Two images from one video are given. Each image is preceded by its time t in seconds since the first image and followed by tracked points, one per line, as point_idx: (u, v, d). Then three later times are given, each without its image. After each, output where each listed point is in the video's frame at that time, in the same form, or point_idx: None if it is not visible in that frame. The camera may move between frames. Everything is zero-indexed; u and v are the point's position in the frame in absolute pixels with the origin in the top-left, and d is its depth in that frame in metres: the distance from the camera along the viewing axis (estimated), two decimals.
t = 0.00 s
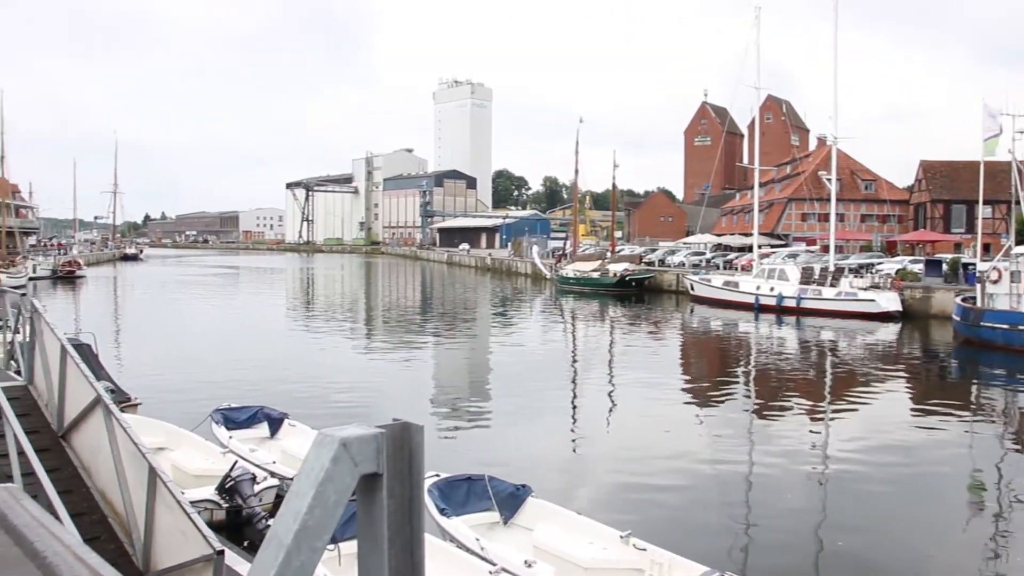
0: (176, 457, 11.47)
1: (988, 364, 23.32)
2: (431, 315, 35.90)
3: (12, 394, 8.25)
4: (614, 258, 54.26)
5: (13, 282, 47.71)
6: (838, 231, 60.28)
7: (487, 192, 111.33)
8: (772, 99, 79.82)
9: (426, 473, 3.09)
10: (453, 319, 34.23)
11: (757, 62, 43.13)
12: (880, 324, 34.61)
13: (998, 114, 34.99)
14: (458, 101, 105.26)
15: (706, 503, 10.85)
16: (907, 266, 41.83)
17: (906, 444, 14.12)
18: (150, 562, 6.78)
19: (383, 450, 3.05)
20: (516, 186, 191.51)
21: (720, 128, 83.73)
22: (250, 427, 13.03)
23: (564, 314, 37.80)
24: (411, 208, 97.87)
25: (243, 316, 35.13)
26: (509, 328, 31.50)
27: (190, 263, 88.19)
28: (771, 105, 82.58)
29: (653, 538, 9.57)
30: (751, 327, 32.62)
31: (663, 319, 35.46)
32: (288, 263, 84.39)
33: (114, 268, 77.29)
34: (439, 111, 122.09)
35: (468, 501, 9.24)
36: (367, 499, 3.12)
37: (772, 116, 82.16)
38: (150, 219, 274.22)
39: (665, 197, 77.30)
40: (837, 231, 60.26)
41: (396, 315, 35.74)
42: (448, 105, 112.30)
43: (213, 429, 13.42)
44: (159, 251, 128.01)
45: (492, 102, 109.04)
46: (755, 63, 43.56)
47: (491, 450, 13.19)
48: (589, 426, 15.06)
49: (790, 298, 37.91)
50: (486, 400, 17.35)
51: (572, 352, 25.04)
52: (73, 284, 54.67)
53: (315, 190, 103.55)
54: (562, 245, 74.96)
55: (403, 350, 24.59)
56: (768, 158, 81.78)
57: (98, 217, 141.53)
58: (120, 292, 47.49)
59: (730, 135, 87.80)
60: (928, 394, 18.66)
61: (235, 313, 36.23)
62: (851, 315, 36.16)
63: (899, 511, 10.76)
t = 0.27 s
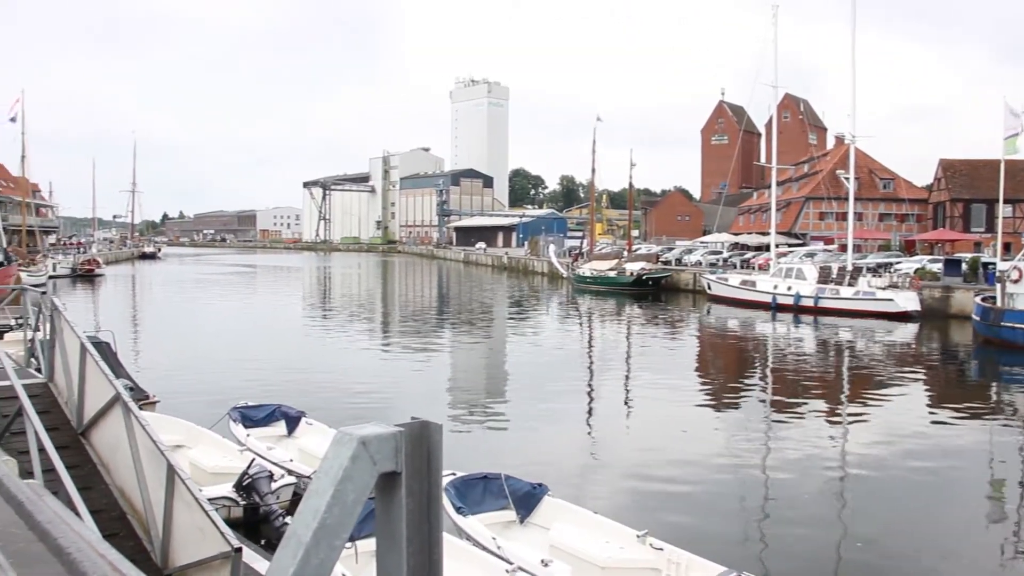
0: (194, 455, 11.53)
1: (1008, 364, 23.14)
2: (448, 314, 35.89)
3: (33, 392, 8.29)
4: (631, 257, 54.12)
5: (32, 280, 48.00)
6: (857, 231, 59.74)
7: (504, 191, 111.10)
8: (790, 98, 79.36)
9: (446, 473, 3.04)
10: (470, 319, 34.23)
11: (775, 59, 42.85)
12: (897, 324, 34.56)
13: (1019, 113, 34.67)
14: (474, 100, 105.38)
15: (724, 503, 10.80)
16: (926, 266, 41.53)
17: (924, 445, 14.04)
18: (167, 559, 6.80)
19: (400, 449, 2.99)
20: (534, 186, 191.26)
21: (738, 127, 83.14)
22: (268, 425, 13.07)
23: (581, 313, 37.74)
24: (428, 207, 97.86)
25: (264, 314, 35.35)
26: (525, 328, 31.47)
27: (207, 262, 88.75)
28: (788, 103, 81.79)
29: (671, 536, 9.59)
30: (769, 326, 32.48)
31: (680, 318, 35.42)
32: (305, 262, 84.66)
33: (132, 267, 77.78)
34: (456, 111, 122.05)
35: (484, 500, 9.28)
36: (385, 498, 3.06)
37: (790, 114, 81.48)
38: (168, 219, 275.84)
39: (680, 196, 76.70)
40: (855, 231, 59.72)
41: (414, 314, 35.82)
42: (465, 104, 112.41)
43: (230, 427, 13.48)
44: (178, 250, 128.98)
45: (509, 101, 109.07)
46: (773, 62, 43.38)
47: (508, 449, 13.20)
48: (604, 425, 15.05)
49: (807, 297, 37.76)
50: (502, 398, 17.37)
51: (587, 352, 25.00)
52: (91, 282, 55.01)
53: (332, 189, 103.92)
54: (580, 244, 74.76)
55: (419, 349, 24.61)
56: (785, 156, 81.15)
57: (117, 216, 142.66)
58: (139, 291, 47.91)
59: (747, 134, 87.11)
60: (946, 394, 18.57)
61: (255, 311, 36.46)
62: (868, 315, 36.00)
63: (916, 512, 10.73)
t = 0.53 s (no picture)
0: (212, 452, 11.59)
1: None
2: (465, 312, 35.96)
3: (53, 389, 8.35)
4: (648, 256, 54.04)
5: (54, 279, 48.40)
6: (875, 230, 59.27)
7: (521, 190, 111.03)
8: (807, 97, 78.80)
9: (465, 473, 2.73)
10: (487, 317, 34.27)
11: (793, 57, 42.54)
12: (915, 323, 34.39)
13: None
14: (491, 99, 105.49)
15: (742, 504, 10.81)
16: (946, 265, 41.26)
17: (945, 445, 13.98)
18: (186, 555, 6.86)
19: (420, 446, 2.69)
20: (552, 184, 191.19)
21: (755, 125, 82.71)
22: (286, 423, 13.13)
23: (598, 312, 37.75)
24: (444, 206, 97.97)
25: (283, 312, 35.59)
26: (542, 326, 31.47)
27: (225, 261, 89.52)
28: (806, 101, 81.17)
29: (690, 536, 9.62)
30: (787, 325, 32.41)
31: (698, 317, 35.40)
32: (323, 261, 85.06)
33: (150, 265, 78.31)
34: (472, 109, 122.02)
35: (502, 499, 9.32)
36: (403, 498, 2.74)
37: (808, 113, 80.92)
38: (187, 217, 277.84)
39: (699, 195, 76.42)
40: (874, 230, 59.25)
41: (430, 312, 35.93)
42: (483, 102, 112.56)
43: (249, 425, 13.54)
44: (197, 250, 130.15)
45: (526, 100, 109.07)
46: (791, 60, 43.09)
47: (525, 449, 13.19)
48: (621, 424, 15.07)
49: (825, 297, 37.68)
50: (519, 397, 17.40)
51: (605, 351, 24.98)
52: (111, 281, 55.46)
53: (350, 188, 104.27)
54: (597, 243, 74.70)
55: (437, 347, 24.66)
56: (803, 155, 80.66)
57: (136, 215, 144.10)
58: (158, 289, 48.37)
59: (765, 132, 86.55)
60: (967, 395, 18.48)
61: (274, 309, 36.71)
62: (886, 314, 35.82)
63: (935, 512, 10.74)
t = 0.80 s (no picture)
0: (231, 450, 11.67)
1: None
2: (481, 311, 36.05)
3: (74, 387, 8.45)
4: (666, 254, 53.97)
5: (75, 277, 48.90)
6: (895, 229, 58.77)
7: (538, 188, 111.00)
8: (825, 95, 78.25)
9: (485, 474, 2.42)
10: (504, 315, 34.32)
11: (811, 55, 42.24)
12: (934, 322, 34.19)
13: None
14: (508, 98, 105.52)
15: (761, 503, 10.83)
16: (965, 263, 40.94)
17: (964, 446, 13.89)
18: (205, 553, 6.87)
19: (440, 442, 2.33)
20: (569, 183, 190.93)
21: (773, 123, 82.18)
22: (304, 420, 13.23)
23: (615, 310, 37.78)
24: (461, 204, 98.17)
25: (302, 310, 35.87)
26: (559, 324, 31.47)
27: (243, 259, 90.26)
28: (825, 99, 80.46)
29: (706, 535, 9.68)
30: (805, 324, 32.34)
31: (716, 316, 35.39)
32: (341, 259, 85.58)
33: (170, 264, 79.07)
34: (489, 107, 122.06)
35: (519, 497, 9.39)
36: (421, 499, 2.39)
37: (826, 111, 80.25)
38: (206, 215, 279.26)
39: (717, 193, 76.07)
40: (893, 229, 58.75)
41: (446, 311, 36.04)
42: (500, 101, 112.60)
43: (267, 422, 13.62)
44: (216, 249, 131.25)
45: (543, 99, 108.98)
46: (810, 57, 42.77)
47: (541, 448, 13.18)
48: (638, 423, 15.08)
49: (844, 296, 37.56)
50: (536, 396, 17.44)
51: (622, 349, 24.97)
52: (132, 279, 56.04)
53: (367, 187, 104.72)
54: (614, 241, 74.67)
55: (454, 346, 24.71)
56: (821, 153, 80.04)
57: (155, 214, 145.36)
58: (177, 287, 48.87)
59: (782, 130, 85.92)
60: (988, 395, 18.33)
61: (293, 307, 36.98)
62: (906, 313, 35.64)
63: (952, 512, 10.72)
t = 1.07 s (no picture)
0: (249, 447, 11.71)
1: None
2: (499, 309, 36.06)
3: (95, 384, 8.53)
4: (684, 253, 53.82)
5: (95, 275, 49.22)
6: (914, 227, 58.39)
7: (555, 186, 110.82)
8: (844, 92, 77.31)
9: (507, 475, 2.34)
10: (522, 314, 34.33)
11: (830, 52, 41.96)
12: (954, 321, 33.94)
13: None
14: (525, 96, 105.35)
15: (779, 503, 10.84)
16: (986, 262, 40.59)
17: (984, 446, 13.80)
18: (224, 549, 6.91)
19: (460, 443, 2.28)
20: (587, 181, 190.32)
21: (791, 121, 81.71)
22: (321, 418, 13.28)
23: (633, 309, 37.76)
24: (478, 202, 98.23)
25: (319, 308, 35.98)
26: (576, 323, 31.43)
27: (260, 257, 90.71)
28: (844, 96, 79.97)
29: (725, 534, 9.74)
30: (824, 322, 32.24)
31: (734, 314, 35.37)
32: (358, 257, 85.79)
33: (188, 262, 79.49)
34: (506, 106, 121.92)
35: (538, 495, 9.43)
36: (442, 495, 2.34)
37: (845, 108, 79.72)
38: (225, 213, 280.19)
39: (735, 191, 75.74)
40: (913, 227, 58.38)
41: (465, 309, 36.08)
42: (517, 99, 112.39)
43: (285, 419, 13.69)
44: (234, 247, 131.91)
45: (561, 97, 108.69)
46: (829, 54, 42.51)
47: (558, 447, 13.20)
48: (655, 422, 15.09)
49: (863, 294, 37.38)
50: (553, 394, 17.45)
51: (639, 348, 24.91)
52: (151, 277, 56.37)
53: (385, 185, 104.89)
54: (632, 240, 74.56)
55: (472, 344, 24.71)
56: (840, 151, 79.46)
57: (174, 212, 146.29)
58: (195, 285, 49.17)
59: (801, 128, 85.44)
60: (1010, 394, 18.18)
61: (311, 305, 37.13)
62: (926, 311, 35.44)
63: (971, 512, 10.69)
